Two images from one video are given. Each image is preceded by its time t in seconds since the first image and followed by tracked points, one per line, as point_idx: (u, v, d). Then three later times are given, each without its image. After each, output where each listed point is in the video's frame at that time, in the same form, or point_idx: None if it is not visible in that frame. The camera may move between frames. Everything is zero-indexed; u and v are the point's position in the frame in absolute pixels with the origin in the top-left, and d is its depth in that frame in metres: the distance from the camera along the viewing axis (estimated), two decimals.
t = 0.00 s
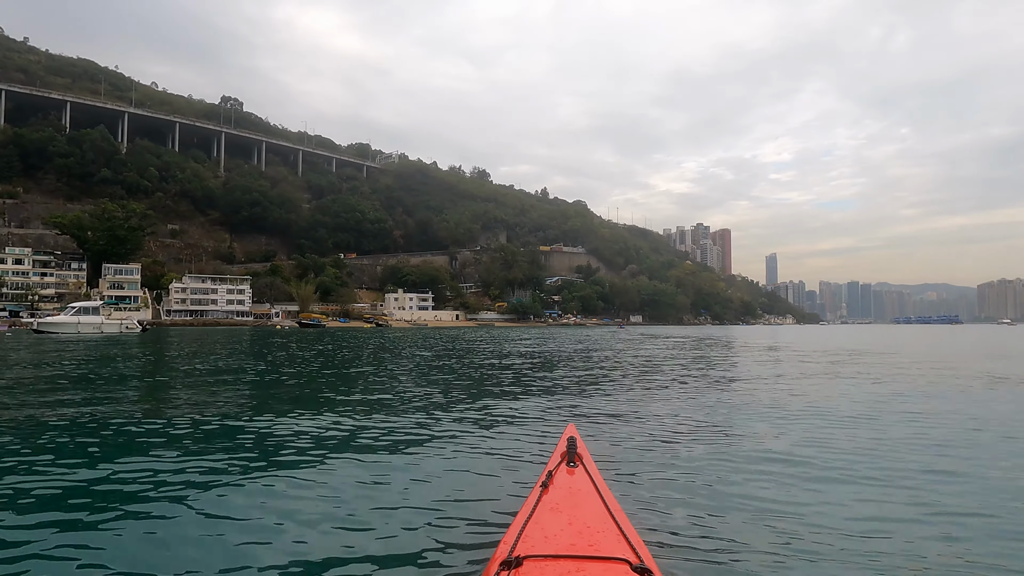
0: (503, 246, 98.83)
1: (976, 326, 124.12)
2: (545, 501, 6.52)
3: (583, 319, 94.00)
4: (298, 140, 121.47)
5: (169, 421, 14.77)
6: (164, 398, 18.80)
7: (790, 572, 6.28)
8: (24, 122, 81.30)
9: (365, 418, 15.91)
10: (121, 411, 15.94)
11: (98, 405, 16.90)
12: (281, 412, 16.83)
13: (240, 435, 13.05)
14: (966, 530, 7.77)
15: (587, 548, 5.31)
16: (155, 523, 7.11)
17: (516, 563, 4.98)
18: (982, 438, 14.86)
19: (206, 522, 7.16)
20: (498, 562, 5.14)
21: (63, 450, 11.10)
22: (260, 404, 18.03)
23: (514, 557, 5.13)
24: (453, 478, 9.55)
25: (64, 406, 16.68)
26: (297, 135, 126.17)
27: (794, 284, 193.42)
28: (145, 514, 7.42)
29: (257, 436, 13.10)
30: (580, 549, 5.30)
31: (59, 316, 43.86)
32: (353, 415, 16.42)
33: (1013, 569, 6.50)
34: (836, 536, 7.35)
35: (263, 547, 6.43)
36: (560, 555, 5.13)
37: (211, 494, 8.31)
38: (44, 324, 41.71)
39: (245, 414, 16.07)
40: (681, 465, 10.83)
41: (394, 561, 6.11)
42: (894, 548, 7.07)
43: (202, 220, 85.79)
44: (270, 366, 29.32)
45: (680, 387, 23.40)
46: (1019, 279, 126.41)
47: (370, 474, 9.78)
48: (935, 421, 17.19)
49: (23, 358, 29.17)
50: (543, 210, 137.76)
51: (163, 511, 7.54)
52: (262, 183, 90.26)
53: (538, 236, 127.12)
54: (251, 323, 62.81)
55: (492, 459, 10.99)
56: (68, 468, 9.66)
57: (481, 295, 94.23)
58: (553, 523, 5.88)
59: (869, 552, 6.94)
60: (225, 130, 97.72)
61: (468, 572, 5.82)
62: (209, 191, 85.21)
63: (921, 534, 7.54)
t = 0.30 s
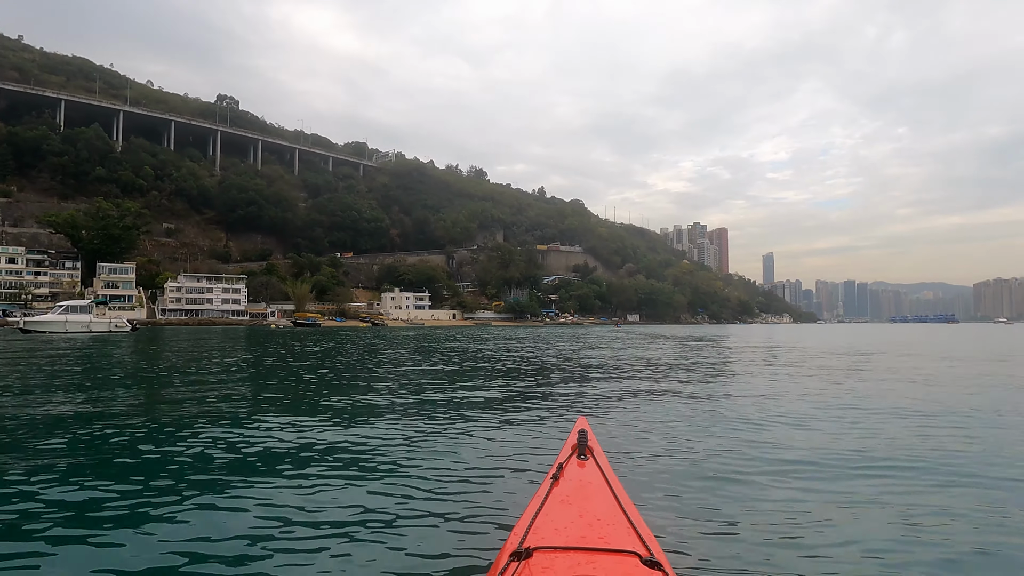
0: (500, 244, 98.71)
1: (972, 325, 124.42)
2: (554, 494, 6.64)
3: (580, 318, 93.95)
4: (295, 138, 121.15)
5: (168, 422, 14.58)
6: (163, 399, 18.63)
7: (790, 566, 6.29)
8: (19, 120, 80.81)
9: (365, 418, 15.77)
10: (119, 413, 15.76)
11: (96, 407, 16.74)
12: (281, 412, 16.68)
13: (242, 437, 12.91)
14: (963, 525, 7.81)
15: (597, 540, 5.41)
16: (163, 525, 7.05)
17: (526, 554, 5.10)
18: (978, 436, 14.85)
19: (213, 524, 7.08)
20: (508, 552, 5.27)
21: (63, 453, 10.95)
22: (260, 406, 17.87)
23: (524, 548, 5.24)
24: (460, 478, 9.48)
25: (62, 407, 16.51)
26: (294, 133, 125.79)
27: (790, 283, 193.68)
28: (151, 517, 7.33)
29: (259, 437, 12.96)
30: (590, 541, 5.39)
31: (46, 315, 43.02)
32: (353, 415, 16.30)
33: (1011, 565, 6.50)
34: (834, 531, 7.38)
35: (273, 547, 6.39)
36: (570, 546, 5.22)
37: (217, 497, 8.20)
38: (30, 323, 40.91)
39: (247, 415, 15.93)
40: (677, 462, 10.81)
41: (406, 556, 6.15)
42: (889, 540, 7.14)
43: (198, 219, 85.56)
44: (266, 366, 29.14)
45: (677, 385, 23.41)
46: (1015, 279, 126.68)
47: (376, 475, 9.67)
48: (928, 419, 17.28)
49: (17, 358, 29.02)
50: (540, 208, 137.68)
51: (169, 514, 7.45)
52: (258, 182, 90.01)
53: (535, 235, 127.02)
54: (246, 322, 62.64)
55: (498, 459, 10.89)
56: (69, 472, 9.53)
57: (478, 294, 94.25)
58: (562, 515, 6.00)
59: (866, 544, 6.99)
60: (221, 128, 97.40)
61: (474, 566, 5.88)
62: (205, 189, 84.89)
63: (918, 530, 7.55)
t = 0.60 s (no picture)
0: (500, 244, 98.59)
1: (972, 325, 124.25)
2: (558, 499, 6.53)
3: (580, 317, 93.80)
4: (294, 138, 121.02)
5: (164, 422, 14.37)
6: (160, 398, 18.40)
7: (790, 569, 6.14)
8: (18, 120, 80.74)
9: (363, 419, 15.56)
10: (117, 413, 15.56)
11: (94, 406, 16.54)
12: (278, 412, 16.46)
13: (239, 437, 12.67)
14: (965, 524, 7.75)
15: (600, 546, 5.32)
16: (166, 525, 6.90)
17: (529, 560, 5.00)
18: (978, 436, 14.69)
19: (212, 525, 6.86)
20: (512, 558, 5.16)
21: (57, 452, 10.72)
22: (261, 405, 17.69)
23: (528, 554, 5.14)
24: (464, 479, 9.26)
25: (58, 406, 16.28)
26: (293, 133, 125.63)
27: (791, 282, 193.63)
28: (149, 518, 7.12)
29: (257, 437, 12.74)
30: (594, 547, 5.30)
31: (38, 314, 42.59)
32: (350, 416, 16.05)
33: (1015, 566, 6.41)
34: (835, 533, 7.24)
35: (275, 549, 6.19)
36: (573, 552, 5.13)
37: (216, 499, 7.97)
38: (22, 322, 40.54)
39: (248, 415, 15.77)
40: (675, 462, 10.67)
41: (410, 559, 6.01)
42: (892, 540, 7.06)
43: (197, 219, 85.47)
44: (265, 366, 28.95)
45: (678, 384, 23.32)
46: (1015, 278, 126.44)
47: (381, 475, 9.52)
48: (931, 418, 17.19)
49: (16, 356, 28.90)
50: (540, 208, 137.50)
51: (168, 515, 7.23)
52: (257, 181, 89.92)
53: (535, 235, 126.87)
54: (246, 322, 62.48)
55: (500, 460, 10.69)
56: (62, 472, 9.29)
57: (478, 293, 94.11)
58: (566, 521, 5.90)
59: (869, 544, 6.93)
60: (220, 128, 97.25)
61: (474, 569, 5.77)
62: (204, 189, 84.78)
63: (920, 530, 7.42)
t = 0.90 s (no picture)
0: (500, 243, 98.55)
1: (974, 325, 124.08)
2: (575, 498, 6.42)
3: (580, 317, 93.73)
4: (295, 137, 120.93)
5: (168, 423, 14.11)
6: (162, 399, 18.15)
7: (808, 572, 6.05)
8: (17, 118, 80.57)
9: (370, 419, 15.26)
10: (120, 412, 15.35)
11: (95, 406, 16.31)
12: (282, 412, 16.22)
13: (245, 438, 12.41)
14: (976, 522, 7.71)
15: (622, 543, 5.25)
16: (181, 528, 6.74)
17: (554, 563, 4.90)
18: (981, 435, 14.65)
19: (230, 532, 6.64)
20: (535, 562, 5.07)
21: (59, 454, 10.43)
22: (264, 405, 17.46)
23: (551, 557, 5.04)
24: (481, 480, 9.05)
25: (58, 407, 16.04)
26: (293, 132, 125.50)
27: (791, 282, 193.52)
28: (163, 523, 6.87)
29: (263, 438, 12.48)
30: (616, 544, 5.24)
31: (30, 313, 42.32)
32: (357, 416, 15.76)
33: None
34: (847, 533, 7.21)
35: (298, 556, 5.99)
36: (597, 551, 5.05)
37: (228, 502, 7.77)
38: (15, 321, 40.30)
39: (251, 415, 15.55)
40: (682, 462, 10.54)
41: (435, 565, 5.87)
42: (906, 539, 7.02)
43: (197, 218, 85.29)
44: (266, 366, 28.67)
45: (681, 384, 23.25)
46: (1016, 278, 126.27)
47: (393, 475, 9.36)
48: (935, 418, 17.13)
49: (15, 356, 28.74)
50: (541, 207, 137.39)
51: (181, 521, 6.98)
52: (258, 181, 89.86)
53: (535, 234, 126.76)
54: (246, 321, 62.37)
55: (512, 460, 10.51)
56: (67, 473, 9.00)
57: (478, 292, 94.02)
58: (585, 520, 5.80)
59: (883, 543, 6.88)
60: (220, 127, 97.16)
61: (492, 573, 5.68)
62: (204, 188, 84.66)
63: (929, 529, 7.38)
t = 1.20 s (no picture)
0: (500, 244, 98.50)
1: (975, 326, 123.74)
2: (550, 498, 6.28)
3: (581, 318, 93.54)
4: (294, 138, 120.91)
5: (163, 423, 14.01)
6: (158, 400, 18.10)
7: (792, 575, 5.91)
8: (16, 119, 80.53)
9: (364, 421, 15.08)
10: (115, 413, 15.30)
11: (90, 406, 16.23)
12: (276, 414, 16.04)
13: (237, 439, 12.20)
14: (964, 522, 7.59)
15: (596, 542, 5.16)
16: (174, 520, 6.69)
17: (526, 560, 4.81)
18: (977, 435, 14.51)
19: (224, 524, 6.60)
20: (507, 559, 4.98)
21: (46, 451, 10.20)
22: (261, 406, 17.40)
23: (523, 554, 4.95)
24: (470, 480, 8.87)
25: (51, 407, 15.86)
26: (293, 133, 125.50)
27: (792, 283, 193.31)
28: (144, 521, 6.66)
29: (255, 439, 12.28)
30: (589, 543, 5.14)
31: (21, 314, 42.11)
32: (352, 417, 15.68)
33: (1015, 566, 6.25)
34: (834, 534, 7.07)
35: (280, 553, 5.80)
36: (569, 550, 4.96)
37: (224, 495, 7.76)
38: (9, 322, 40.11)
39: (248, 416, 15.50)
40: (672, 463, 10.38)
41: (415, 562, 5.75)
42: (893, 541, 6.88)
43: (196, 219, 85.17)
44: (262, 367, 28.55)
45: (678, 385, 23.14)
46: (1017, 279, 125.94)
47: (388, 474, 9.31)
48: (933, 418, 16.97)
49: (11, 359, 28.66)
50: (541, 208, 137.22)
51: (163, 519, 6.77)
52: (256, 182, 89.78)
53: (536, 235, 126.60)
54: (245, 323, 62.22)
55: (503, 461, 10.35)
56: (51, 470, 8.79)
57: (478, 293, 93.87)
58: (560, 518, 5.70)
59: (868, 545, 6.76)
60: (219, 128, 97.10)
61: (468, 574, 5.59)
62: (203, 189, 84.58)
63: (918, 530, 7.25)
